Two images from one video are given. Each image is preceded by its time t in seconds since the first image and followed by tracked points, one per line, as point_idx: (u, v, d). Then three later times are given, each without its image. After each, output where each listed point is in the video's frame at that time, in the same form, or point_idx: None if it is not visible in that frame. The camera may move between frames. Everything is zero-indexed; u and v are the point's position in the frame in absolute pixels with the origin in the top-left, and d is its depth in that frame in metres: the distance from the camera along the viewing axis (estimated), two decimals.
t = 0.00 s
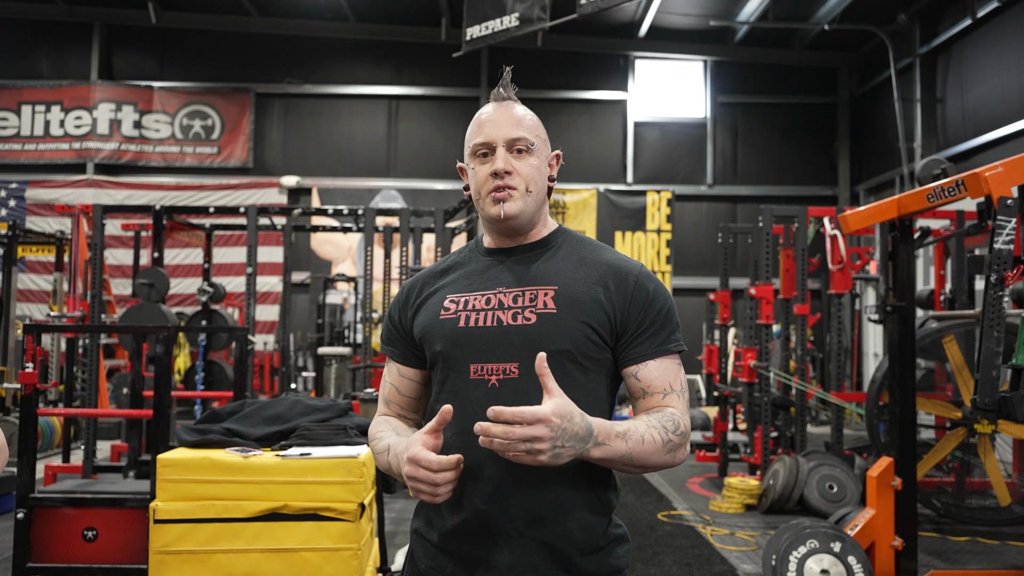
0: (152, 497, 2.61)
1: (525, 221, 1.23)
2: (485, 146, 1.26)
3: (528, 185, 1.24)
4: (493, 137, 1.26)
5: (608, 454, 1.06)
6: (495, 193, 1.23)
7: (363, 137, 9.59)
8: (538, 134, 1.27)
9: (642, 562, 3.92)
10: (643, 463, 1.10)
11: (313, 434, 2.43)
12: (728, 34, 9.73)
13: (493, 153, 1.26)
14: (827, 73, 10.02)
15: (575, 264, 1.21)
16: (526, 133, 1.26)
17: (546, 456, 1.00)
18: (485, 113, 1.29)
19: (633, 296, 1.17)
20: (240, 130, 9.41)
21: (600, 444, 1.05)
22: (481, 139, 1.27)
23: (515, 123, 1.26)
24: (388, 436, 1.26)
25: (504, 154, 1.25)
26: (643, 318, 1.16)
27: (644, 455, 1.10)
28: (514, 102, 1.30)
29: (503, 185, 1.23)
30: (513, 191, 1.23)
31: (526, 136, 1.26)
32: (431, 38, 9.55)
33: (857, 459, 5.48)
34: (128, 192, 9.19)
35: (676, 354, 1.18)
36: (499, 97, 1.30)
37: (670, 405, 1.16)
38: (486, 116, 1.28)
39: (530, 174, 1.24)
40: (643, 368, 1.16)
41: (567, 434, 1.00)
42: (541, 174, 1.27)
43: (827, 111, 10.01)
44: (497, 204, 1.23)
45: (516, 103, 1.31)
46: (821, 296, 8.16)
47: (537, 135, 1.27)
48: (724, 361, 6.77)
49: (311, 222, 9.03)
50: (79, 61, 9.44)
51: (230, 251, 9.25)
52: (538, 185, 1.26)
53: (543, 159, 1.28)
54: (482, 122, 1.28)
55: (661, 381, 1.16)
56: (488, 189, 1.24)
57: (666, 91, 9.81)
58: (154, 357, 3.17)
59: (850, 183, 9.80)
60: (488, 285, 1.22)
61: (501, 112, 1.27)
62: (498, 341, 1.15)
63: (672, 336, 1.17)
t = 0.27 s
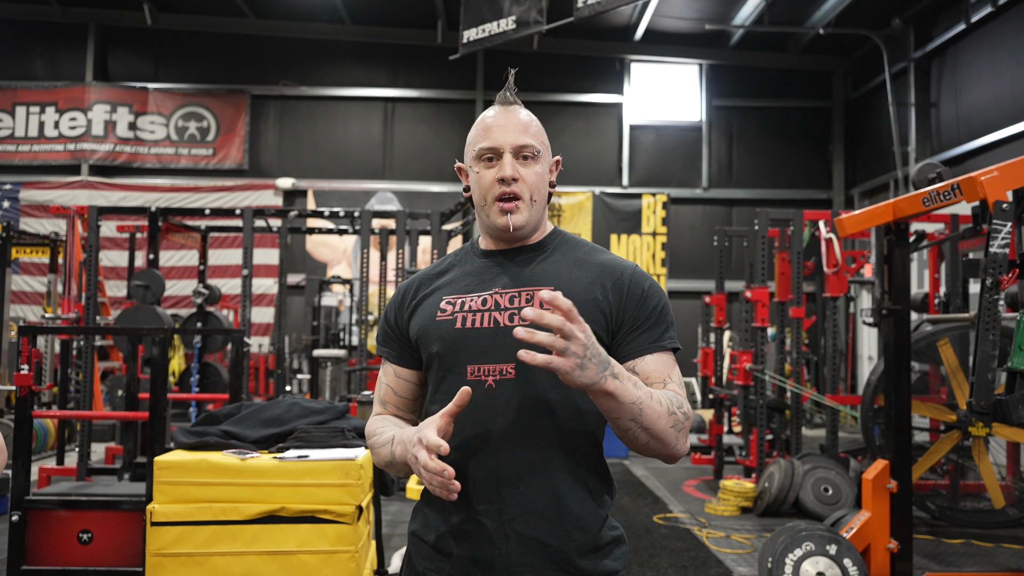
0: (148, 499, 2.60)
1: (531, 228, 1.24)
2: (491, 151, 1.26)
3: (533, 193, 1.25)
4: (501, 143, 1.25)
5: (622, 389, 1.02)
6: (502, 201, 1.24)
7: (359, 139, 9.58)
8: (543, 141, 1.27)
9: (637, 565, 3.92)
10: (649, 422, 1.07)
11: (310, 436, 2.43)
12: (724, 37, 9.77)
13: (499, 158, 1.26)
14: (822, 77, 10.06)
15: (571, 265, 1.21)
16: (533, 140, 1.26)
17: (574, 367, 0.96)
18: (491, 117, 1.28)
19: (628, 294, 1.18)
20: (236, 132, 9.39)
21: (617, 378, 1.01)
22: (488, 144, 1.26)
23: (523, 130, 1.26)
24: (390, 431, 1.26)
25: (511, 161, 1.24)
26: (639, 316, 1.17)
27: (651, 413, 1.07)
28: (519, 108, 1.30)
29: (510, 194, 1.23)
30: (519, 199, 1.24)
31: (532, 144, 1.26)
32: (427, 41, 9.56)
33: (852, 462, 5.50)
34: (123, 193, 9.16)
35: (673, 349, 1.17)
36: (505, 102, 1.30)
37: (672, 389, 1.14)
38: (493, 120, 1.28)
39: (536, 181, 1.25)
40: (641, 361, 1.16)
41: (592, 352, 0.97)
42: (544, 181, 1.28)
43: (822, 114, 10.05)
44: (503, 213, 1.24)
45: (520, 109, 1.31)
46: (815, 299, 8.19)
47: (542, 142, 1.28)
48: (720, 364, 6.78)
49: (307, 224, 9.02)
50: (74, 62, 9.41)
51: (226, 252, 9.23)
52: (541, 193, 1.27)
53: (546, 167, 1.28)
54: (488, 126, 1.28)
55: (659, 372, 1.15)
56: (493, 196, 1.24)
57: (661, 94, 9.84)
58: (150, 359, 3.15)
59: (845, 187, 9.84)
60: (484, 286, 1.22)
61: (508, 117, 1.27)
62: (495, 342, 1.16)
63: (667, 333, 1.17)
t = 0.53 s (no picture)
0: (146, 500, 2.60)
1: (528, 230, 1.25)
2: (487, 151, 1.27)
3: (529, 193, 1.26)
4: (496, 142, 1.27)
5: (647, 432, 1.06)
6: (499, 200, 1.24)
7: (357, 140, 9.58)
8: (538, 140, 1.29)
9: (635, 566, 3.93)
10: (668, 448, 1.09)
11: (310, 437, 2.43)
12: (722, 39, 9.79)
13: (495, 158, 1.27)
14: (820, 79, 10.08)
15: (571, 268, 1.22)
16: (528, 139, 1.28)
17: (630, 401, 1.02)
18: (486, 117, 1.30)
19: (629, 299, 1.18)
20: (233, 133, 9.38)
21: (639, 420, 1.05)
22: (483, 143, 1.27)
23: (517, 129, 1.27)
24: (393, 438, 1.28)
25: (506, 160, 1.26)
26: (641, 320, 1.18)
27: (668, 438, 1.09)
28: (514, 108, 1.31)
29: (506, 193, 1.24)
30: (515, 199, 1.24)
31: (527, 142, 1.27)
32: (425, 41, 9.55)
33: (850, 463, 5.51)
34: (120, 194, 9.15)
35: (676, 350, 1.19)
36: (500, 102, 1.31)
37: (680, 401, 1.18)
38: (488, 119, 1.29)
39: (530, 181, 1.26)
40: (647, 369, 1.18)
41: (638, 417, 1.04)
42: (540, 180, 1.29)
43: (819, 116, 10.08)
44: (500, 213, 1.24)
45: (515, 109, 1.33)
46: (812, 301, 8.20)
47: (537, 141, 1.29)
48: (717, 365, 6.79)
49: (304, 225, 9.02)
50: (71, 62, 9.39)
51: (223, 253, 9.22)
52: (538, 192, 1.28)
53: (542, 166, 1.30)
54: (483, 126, 1.29)
55: (666, 380, 1.18)
56: (490, 197, 1.25)
57: (659, 96, 9.85)
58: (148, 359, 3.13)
59: (842, 189, 9.86)
60: (485, 290, 1.23)
61: (502, 116, 1.29)
62: (498, 346, 1.16)
63: (670, 336, 1.19)
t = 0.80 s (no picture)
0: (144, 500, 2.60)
1: (523, 230, 1.25)
2: (481, 152, 1.28)
3: (524, 193, 1.26)
4: (490, 143, 1.28)
5: (603, 460, 1.09)
6: (494, 201, 1.25)
7: (354, 140, 9.57)
8: (534, 140, 1.29)
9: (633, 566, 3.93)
10: (639, 467, 1.13)
11: (308, 437, 2.43)
12: (718, 40, 9.80)
13: (490, 158, 1.28)
14: (816, 80, 10.10)
15: (571, 269, 1.22)
16: (522, 139, 1.28)
17: (552, 484, 1.03)
18: (482, 118, 1.31)
19: (629, 299, 1.18)
20: (230, 132, 9.38)
21: (592, 455, 1.08)
22: (477, 145, 1.28)
23: (512, 129, 1.28)
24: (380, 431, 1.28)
25: (501, 161, 1.27)
26: (640, 321, 1.18)
27: (639, 459, 1.12)
28: (510, 108, 1.32)
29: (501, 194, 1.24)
30: (510, 199, 1.25)
31: (522, 142, 1.28)
32: (422, 41, 9.55)
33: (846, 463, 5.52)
34: (117, 193, 9.13)
35: (673, 352, 1.19)
36: (494, 103, 1.32)
37: (665, 406, 1.18)
38: (483, 120, 1.30)
39: (525, 181, 1.26)
40: (640, 370, 1.18)
41: (558, 456, 1.03)
42: (536, 180, 1.29)
43: (815, 117, 10.10)
44: (495, 213, 1.24)
45: (511, 109, 1.33)
46: (809, 301, 8.22)
47: (533, 140, 1.29)
48: (714, 364, 6.79)
49: (301, 225, 9.01)
50: (67, 62, 9.37)
51: (220, 253, 9.21)
52: (534, 192, 1.28)
53: (538, 166, 1.30)
54: (478, 127, 1.30)
55: (657, 383, 1.18)
56: (485, 198, 1.25)
57: (656, 96, 9.86)
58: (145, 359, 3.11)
59: (838, 189, 9.90)
60: (486, 292, 1.23)
61: (497, 117, 1.29)
62: (500, 349, 1.16)
63: (669, 337, 1.19)
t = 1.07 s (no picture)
0: (141, 499, 2.60)
1: (528, 232, 1.26)
2: (488, 153, 1.28)
3: (529, 196, 1.27)
4: (498, 144, 1.27)
5: (595, 446, 1.10)
6: (500, 204, 1.25)
7: (351, 139, 9.57)
8: (539, 142, 1.29)
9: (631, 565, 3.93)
10: (635, 458, 1.13)
11: (306, 436, 2.44)
12: (716, 40, 9.82)
13: (496, 160, 1.27)
14: (813, 80, 10.12)
15: (569, 267, 1.23)
16: (529, 141, 1.28)
17: (538, 467, 1.03)
18: (487, 118, 1.30)
19: (625, 297, 1.19)
20: (228, 132, 9.37)
21: (584, 441, 1.08)
22: (484, 146, 1.28)
23: (519, 131, 1.28)
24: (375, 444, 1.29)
25: (508, 162, 1.26)
26: (637, 319, 1.18)
27: (635, 450, 1.12)
28: (515, 108, 1.32)
29: (507, 197, 1.25)
30: (516, 202, 1.25)
31: (529, 145, 1.28)
32: (420, 42, 9.56)
33: (843, 462, 5.53)
34: (114, 193, 9.12)
35: (673, 349, 1.19)
36: (501, 103, 1.32)
37: (666, 401, 1.17)
38: (490, 120, 1.29)
39: (532, 184, 1.27)
40: (639, 367, 1.18)
41: (546, 438, 1.03)
42: (540, 183, 1.29)
43: (812, 117, 10.12)
44: (500, 216, 1.25)
45: (516, 109, 1.33)
46: (807, 301, 8.23)
47: (538, 143, 1.30)
48: (711, 365, 6.80)
49: (299, 225, 9.01)
50: (65, 61, 9.36)
51: (218, 252, 9.19)
52: (537, 195, 1.28)
53: (542, 168, 1.31)
54: (484, 127, 1.29)
55: (657, 378, 1.18)
56: (491, 200, 1.26)
57: (653, 97, 9.88)
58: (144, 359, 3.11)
59: (835, 190, 9.92)
60: (484, 291, 1.23)
61: (503, 118, 1.29)
62: (498, 349, 1.17)
63: (667, 334, 1.19)
